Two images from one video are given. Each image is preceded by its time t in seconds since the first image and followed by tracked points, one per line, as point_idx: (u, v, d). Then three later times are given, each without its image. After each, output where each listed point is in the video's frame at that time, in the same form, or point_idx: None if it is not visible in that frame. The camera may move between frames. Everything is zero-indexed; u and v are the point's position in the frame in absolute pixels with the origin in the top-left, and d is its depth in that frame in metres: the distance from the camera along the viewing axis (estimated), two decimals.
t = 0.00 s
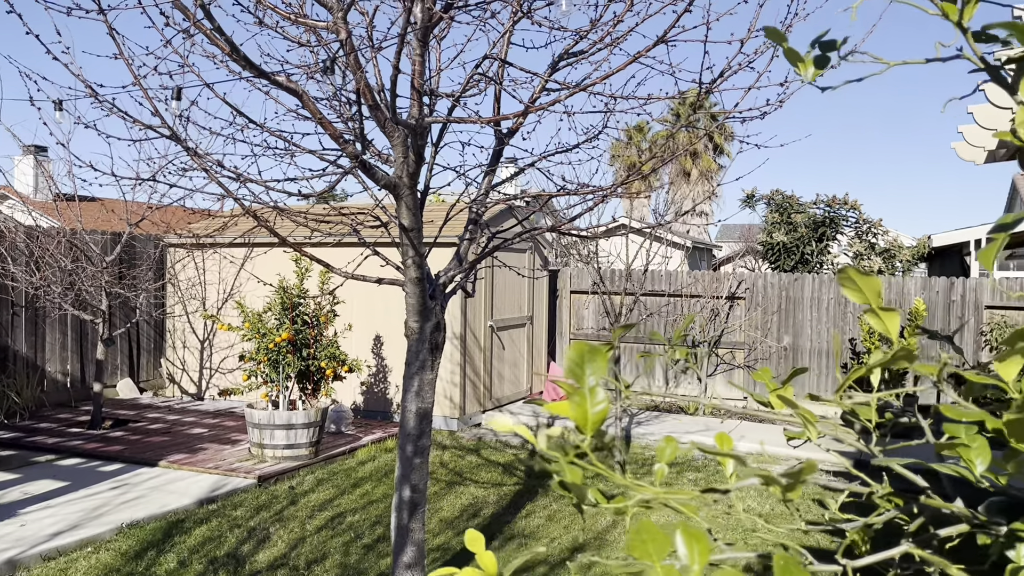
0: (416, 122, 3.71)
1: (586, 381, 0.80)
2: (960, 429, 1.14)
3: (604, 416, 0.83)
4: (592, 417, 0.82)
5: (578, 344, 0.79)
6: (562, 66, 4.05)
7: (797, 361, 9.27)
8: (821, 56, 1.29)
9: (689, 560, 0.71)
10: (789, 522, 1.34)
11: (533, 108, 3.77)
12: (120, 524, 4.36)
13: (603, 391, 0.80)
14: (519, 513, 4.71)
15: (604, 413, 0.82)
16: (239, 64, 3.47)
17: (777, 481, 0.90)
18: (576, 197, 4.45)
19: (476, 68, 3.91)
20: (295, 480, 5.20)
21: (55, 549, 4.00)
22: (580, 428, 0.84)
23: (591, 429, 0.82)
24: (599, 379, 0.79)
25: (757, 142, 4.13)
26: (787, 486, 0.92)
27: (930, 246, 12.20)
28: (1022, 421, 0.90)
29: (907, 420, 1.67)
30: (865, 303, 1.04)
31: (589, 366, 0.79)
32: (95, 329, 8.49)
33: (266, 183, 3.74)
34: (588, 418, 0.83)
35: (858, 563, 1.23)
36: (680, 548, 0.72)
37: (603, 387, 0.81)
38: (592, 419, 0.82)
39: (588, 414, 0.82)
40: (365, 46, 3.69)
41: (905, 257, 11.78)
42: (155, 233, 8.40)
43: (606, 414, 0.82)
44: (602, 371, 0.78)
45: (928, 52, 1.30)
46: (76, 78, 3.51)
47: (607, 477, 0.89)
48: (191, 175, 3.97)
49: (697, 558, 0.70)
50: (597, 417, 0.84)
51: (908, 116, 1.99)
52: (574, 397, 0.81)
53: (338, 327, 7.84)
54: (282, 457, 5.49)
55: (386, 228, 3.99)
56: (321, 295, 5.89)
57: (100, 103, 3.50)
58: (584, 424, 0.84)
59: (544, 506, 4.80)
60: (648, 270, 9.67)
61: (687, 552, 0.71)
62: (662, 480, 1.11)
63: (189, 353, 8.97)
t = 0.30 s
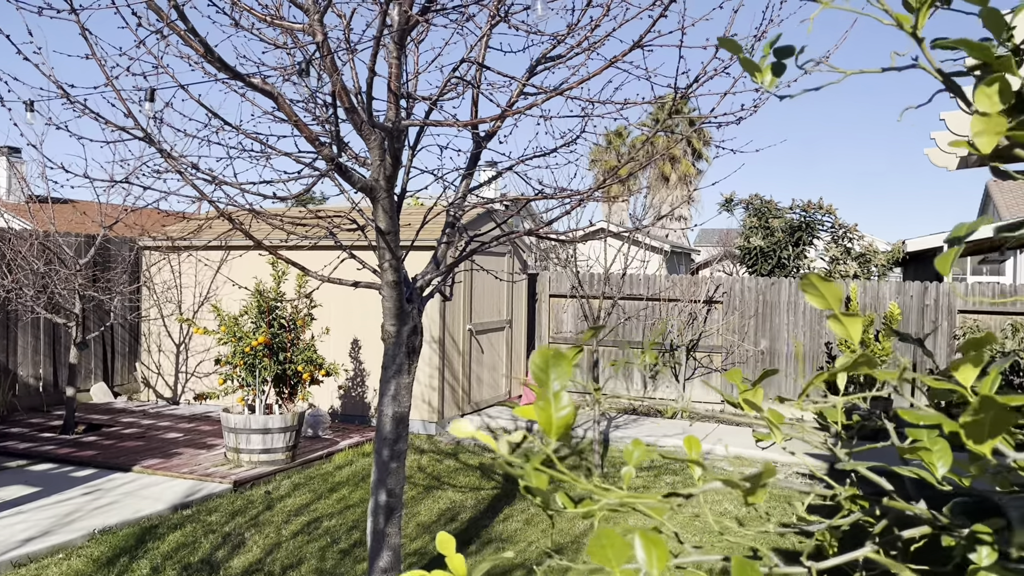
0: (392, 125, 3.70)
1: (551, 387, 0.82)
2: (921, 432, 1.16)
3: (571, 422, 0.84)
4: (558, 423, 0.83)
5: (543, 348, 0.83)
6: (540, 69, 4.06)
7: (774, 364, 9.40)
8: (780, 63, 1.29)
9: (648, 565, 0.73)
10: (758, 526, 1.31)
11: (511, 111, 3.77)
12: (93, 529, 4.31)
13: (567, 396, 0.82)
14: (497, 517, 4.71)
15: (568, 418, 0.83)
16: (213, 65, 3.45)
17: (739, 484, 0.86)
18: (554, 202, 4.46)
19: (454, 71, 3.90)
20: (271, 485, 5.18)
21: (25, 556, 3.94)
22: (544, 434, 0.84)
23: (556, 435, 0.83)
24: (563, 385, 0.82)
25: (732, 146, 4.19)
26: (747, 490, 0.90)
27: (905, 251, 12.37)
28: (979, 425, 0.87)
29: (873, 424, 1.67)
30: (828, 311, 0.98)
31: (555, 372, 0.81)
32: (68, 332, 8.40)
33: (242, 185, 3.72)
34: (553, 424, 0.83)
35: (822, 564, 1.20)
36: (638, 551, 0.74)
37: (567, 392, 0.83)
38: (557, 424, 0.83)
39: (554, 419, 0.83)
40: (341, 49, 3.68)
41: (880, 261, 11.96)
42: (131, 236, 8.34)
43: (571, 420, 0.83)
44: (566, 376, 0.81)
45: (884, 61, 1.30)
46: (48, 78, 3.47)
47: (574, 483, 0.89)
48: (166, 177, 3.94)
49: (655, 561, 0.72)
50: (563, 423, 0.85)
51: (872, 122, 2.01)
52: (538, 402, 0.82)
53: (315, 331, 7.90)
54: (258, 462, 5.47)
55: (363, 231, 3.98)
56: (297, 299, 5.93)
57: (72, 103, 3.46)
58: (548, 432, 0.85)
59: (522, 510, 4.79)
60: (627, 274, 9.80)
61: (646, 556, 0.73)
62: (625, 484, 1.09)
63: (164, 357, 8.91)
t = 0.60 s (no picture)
0: (369, 129, 3.69)
1: (519, 387, 0.78)
2: (884, 436, 1.16)
3: (538, 424, 0.80)
4: (524, 423, 0.80)
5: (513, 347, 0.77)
6: (517, 74, 4.06)
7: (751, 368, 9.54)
8: (745, 76, 1.31)
9: (608, 571, 0.69)
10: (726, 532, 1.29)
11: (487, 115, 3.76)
12: (64, 537, 4.25)
13: (535, 399, 0.78)
14: (474, 521, 4.70)
15: (534, 421, 0.80)
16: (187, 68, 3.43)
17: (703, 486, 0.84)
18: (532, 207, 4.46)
19: (431, 75, 3.90)
20: (246, 491, 5.15)
21: None
22: (509, 437, 0.81)
23: (522, 438, 0.79)
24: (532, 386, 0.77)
25: (708, 152, 4.32)
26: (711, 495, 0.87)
27: (879, 256, 12.56)
28: (931, 428, 0.82)
29: (837, 427, 1.68)
30: (789, 315, 0.92)
31: (522, 374, 0.77)
32: (41, 336, 8.31)
33: (216, 189, 3.69)
34: (518, 426, 0.80)
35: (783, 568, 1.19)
36: (598, 556, 0.70)
37: (535, 393, 0.79)
38: (523, 426, 0.79)
39: (519, 421, 0.79)
40: (318, 52, 3.66)
41: (856, 266, 12.13)
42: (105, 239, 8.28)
43: (537, 422, 0.80)
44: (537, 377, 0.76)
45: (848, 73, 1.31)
46: (18, 80, 3.42)
47: (539, 488, 0.87)
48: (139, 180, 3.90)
49: (615, 567, 0.68)
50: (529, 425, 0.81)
51: (838, 129, 2.04)
52: (505, 401, 0.78)
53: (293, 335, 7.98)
54: (233, 467, 5.45)
55: (338, 235, 3.97)
56: (273, 303, 5.98)
57: (43, 105, 3.42)
58: (514, 433, 0.81)
59: (499, 515, 4.79)
60: (605, 279, 9.92)
61: (605, 562, 0.69)
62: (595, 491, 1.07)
63: (139, 361, 8.85)
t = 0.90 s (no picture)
0: (344, 133, 3.67)
1: (480, 394, 0.78)
2: (846, 438, 1.15)
3: (499, 429, 0.80)
4: (485, 428, 0.79)
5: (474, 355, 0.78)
6: (493, 80, 4.08)
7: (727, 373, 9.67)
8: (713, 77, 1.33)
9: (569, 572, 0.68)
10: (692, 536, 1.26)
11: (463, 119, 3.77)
12: (33, 544, 4.19)
13: (498, 403, 0.78)
14: (450, 527, 4.69)
15: (495, 425, 0.79)
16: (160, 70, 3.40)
17: (660, 489, 0.81)
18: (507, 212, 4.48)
19: (407, 80, 3.91)
20: (221, 497, 5.11)
21: None
22: (472, 444, 0.81)
23: (483, 442, 0.79)
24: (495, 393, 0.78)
25: (683, 158, 4.36)
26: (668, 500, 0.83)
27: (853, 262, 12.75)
28: (885, 429, 0.85)
29: (801, 430, 1.69)
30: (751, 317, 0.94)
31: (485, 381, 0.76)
32: (11, 341, 8.21)
33: (189, 192, 3.67)
34: (481, 432, 0.79)
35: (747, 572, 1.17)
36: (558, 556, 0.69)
37: (496, 399, 0.79)
38: (484, 431, 0.79)
39: (481, 425, 0.79)
40: (293, 55, 3.64)
41: (830, 272, 12.31)
42: (77, 243, 8.21)
43: (499, 427, 0.79)
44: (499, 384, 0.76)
45: (813, 76, 1.32)
46: None
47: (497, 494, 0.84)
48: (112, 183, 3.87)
49: (574, 564, 0.69)
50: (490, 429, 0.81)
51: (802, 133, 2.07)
52: (467, 408, 0.78)
53: (268, 340, 7.98)
54: (207, 473, 5.43)
55: (313, 239, 3.96)
56: (248, 308, 6.01)
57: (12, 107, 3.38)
58: (476, 438, 0.80)
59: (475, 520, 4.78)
60: (583, 284, 9.99)
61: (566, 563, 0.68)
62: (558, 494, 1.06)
63: (112, 367, 8.77)
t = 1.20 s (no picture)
0: (317, 138, 3.65)
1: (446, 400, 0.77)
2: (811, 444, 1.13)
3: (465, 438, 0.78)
4: (452, 436, 0.77)
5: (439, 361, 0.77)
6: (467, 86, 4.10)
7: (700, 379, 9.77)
8: (677, 84, 1.32)
9: None
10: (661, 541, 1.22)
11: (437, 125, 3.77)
12: None
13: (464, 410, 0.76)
14: (423, 534, 4.68)
15: (462, 433, 0.77)
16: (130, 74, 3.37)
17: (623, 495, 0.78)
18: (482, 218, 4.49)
19: (381, 85, 3.91)
20: (192, 505, 5.05)
21: None
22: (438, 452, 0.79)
23: (450, 451, 0.77)
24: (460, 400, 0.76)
25: (657, 165, 4.40)
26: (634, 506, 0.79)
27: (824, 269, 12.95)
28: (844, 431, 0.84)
29: (767, 435, 1.70)
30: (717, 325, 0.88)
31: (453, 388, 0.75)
32: None
33: (159, 197, 3.63)
34: (447, 440, 0.77)
35: None
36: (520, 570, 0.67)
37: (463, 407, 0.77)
38: (451, 439, 0.77)
39: (447, 433, 0.77)
40: (266, 60, 3.64)
41: (802, 279, 12.49)
42: (46, 248, 8.11)
43: (465, 436, 0.78)
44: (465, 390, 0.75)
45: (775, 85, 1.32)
46: None
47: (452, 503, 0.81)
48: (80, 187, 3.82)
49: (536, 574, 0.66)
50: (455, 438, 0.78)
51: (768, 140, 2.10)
52: (433, 415, 0.76)
53: (240, 346, 7.92)
54: (178, 481, 5.37)
55: (286, 244, 3.94)
56: (221, 314, 5.98)
57: None
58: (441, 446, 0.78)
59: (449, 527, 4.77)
60: (558, 290, 10.04)
61: None
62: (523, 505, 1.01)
63: (81, 373, 8.65)
